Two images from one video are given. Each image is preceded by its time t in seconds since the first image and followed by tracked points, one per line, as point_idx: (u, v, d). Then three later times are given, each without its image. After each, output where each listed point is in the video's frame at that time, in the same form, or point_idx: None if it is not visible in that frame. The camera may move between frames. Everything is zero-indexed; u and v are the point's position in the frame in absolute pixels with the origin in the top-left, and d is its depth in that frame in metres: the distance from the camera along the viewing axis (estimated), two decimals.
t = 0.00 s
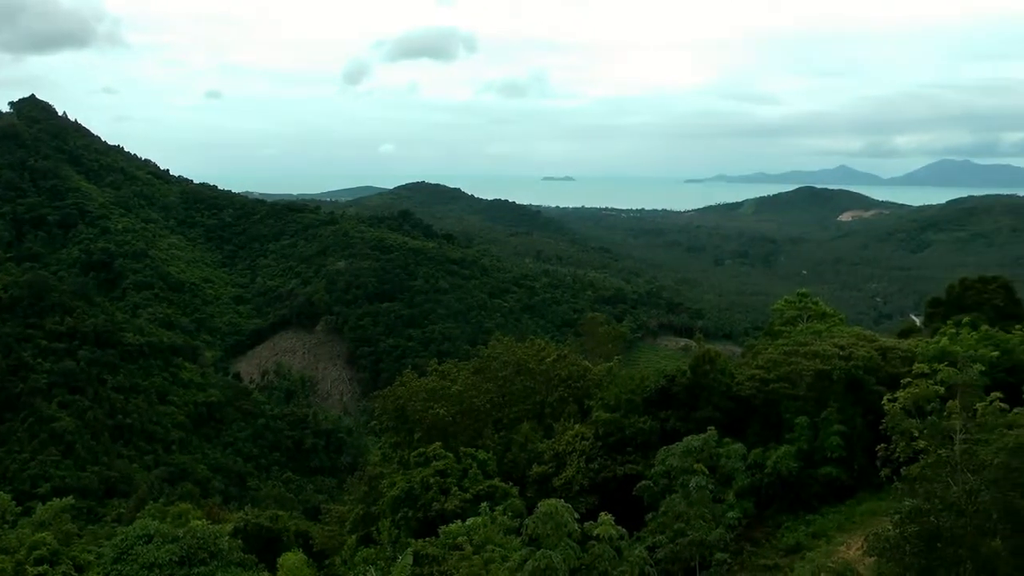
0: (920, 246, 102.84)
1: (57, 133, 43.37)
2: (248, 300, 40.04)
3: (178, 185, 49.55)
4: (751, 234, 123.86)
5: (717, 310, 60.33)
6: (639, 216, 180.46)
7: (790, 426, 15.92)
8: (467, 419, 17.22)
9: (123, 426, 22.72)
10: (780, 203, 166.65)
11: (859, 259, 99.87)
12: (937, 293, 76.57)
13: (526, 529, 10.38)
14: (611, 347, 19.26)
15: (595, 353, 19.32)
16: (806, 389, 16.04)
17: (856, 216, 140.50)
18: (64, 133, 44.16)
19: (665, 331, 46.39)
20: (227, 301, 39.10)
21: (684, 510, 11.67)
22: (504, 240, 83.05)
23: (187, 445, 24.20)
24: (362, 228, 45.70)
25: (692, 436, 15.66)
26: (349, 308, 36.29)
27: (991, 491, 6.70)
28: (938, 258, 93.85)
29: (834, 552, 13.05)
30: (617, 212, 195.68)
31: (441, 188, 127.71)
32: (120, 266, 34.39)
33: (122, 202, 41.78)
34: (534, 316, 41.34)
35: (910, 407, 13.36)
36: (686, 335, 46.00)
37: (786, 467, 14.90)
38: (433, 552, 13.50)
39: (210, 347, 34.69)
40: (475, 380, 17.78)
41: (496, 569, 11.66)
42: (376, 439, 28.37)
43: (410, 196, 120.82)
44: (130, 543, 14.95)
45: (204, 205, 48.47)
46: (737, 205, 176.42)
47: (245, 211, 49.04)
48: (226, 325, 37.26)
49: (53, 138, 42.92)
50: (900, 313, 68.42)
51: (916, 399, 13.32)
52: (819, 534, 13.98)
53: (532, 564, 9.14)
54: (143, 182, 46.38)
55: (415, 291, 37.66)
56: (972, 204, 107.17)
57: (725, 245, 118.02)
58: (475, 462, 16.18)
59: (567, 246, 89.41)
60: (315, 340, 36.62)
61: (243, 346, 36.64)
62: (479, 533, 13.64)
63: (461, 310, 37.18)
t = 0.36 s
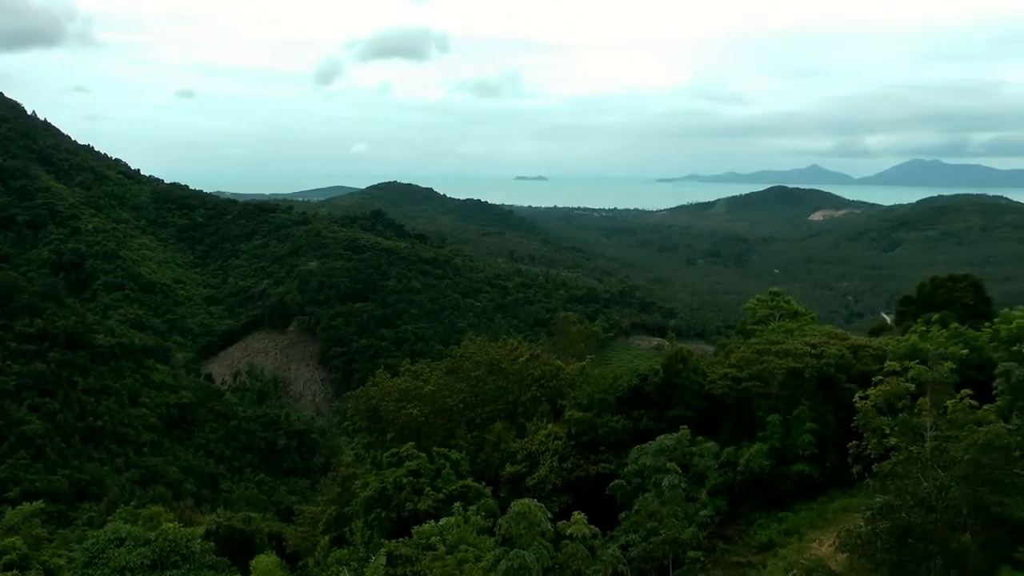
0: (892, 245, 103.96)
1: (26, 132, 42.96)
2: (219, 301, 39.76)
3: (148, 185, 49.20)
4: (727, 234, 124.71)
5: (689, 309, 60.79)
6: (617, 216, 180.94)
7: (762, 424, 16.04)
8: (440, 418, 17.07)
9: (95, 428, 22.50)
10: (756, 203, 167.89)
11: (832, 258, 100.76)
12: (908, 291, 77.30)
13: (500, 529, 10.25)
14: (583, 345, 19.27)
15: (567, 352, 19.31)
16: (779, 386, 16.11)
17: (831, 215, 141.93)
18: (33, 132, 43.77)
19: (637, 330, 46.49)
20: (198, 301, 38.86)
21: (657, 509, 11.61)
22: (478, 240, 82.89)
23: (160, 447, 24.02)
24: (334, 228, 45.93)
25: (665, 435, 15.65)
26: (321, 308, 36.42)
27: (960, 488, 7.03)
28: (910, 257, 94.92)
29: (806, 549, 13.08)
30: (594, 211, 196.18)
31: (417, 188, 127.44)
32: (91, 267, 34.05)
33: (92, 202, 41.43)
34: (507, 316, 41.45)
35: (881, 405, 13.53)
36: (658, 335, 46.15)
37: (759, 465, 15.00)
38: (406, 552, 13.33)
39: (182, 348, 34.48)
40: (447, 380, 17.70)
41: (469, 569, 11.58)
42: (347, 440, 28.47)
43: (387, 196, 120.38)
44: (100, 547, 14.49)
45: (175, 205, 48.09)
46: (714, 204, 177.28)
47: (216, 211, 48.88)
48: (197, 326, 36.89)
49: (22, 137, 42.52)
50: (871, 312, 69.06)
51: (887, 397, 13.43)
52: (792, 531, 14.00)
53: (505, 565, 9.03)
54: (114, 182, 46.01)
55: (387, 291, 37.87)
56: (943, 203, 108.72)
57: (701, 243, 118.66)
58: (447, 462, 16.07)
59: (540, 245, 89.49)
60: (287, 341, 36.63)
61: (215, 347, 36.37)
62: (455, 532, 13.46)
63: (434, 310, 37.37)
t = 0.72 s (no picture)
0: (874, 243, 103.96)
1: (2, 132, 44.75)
2: (197, 301, 41.27)
3: (126, 185, 50.77)
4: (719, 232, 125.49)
5: (671, 308, 61.55)
6: (611, 214, 181.34)
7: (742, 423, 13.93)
8: (420, 419, 15.53)
9: (72, 431, 23.11)
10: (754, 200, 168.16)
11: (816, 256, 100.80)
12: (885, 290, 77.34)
13: (477, 526, 9.01)
14: (563, 345, 19.57)
15: (548, 352, 19.55)
16: (757, 384, 13.92)
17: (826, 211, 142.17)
18: (11, 134, 45.73)
19: (616, 329, 46.86)
20: (176, 302, 40.23)
21: (637, 508, 10.01)
22: (456, 240, 83.38)
23: (138, 449, 24.65)
24: (312, 228, 47.02)
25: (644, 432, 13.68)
26: (299, 309, 37.63)
27: (938, 485, 6.70)
28: (892, 255, 94.80)
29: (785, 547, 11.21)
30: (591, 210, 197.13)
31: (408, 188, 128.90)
32: (68, 268, 35.20)
33: (69, 202, 42.91)
34: (485, 315, 43.04)
35: (859, 405, 10.78)
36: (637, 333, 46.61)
37: (739, 463, 12.95)
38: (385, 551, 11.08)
39: (160, 349, 35.97)
40: (426, 379, 16.22)
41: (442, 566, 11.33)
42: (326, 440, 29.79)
43: (376, 197, 121.43)
44: (78, 549, 14.46)
45: (152, 205, 49.62)
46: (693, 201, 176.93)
47: (194, 211, 50.37)
48: (176, 327, 38.48)
49: None
50: (849, 311, 69.09)
51: (864, 397, 10.75)
52: (771, 529, 12.05)
53: (483, 565, 8.04)
54: (91, 182, 47.64)
55: (365, 291, 39.13)
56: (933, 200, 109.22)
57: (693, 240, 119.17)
58: (427, 461, 14.28)
59: (520, 245, 90.30)
60: (265, 342, 38.17)
61: (194, 348, 38.04)
62: (433, 531, 11.31)
63: (411, 310, 38.66)
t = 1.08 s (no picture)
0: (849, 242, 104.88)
1: None
2: (173, 301, 40.98)
3: (101, 185, 50.26)
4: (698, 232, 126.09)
5: (648, 308, 61.86)
6: (589, 215, 181.54)
7: (718, 422, 13.98)
8: (397, 419, 15.20)
9: (47, 433, 22.78)
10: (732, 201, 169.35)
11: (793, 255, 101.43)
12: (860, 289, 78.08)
13: (454, 528, 8.98)
14: (540, 345, 19.55)
15: (524, 352, 19.54)
16: (734, 383, 13.94)
17: (803, 212, 143.42)
18: None
19: (593, 329, 46.83)
20: (153, 303, 39.88)
21: (614, 506, 9.99)
22: (432, 240, 82.93)
23: (113, 451, 24.41)
24: (289, 228, 46.77)
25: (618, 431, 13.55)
26: (276, 310, 37.38)
27: (914, 481, 6.71)
28: (866, 254, 95.71)
29: (763, 544, 11.25)
30: (570, 210, 197.52)
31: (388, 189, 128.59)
32: (42, 268, 34.72)
33: (43, 202, 42.36)
34: (463, 315, 42.97)
35: (834, 403, 10.83)
36: (615, 333, 46.59)
37: (715, 462, 12.98)
38: (361, 552, 10.36)
39: (136, 350, 35.65)
40: (403, 380, 15.84)
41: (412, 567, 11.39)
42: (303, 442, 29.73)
43: (353, 198, 120.74)
44: (53, 553, 13.60)
45: (127, 205, 49.17)
46: (673, 202, 177.70)
47: (170, 212, 50.01)
48: (152, 328, 38.20)
49: None
50: (825, 309, 69.68)
51: (839, 396, 10.73)
52: (749, 527, 12.08)
53: (460, 565, 7.99)
54: (66, 182, 47.07)
55: (342, 291, 38.99)
56: (907, 200, 110.54)
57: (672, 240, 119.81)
58: (405, 461, 13.87)
59: (497, 245, 90.32)
60: (242, 342, 37.92)
61: (171, 349, 37.73)
62: (410, 533, 10.66)
63: (389, 310, 38.56)
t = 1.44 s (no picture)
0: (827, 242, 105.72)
1: None
2: (153, 302, 40.46)
3: (80, 185, 49.54)
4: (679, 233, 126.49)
5: (629, 308, 61.98)
6: (569, 215, 181.59)
7: (698, 421, 13.95)
8: (377, 419, 15.05)
9: (25, 435, 22.38)
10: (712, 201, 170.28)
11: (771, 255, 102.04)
12: (839, 289, 78.67)
13: (436, 527, 8.80)
14: (520, 345, 19.45)
15: (504, 352, 19.44)
16: (714, 382, 13.92)
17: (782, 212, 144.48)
18: None
19: (574, 329, 46.81)
20: (132, 304, 39.36)
21: (595, 505, 9.92)
22: (410, 240, 82.47)
23: (93, 453, 24.05)
24: (269, 228, 46.40)
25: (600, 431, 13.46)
26: (256, 310, 37.06)
27: (893, 479, 6.71)
28: (845, 254, 96.53)
29: (743, 543, 11.25)
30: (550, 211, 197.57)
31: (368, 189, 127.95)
32: (20, 269, 34.17)
33: (20, 202, 41.67)
34: (443, 315, 42.81)
35: (814, 402, 10.83)
36: (595, 333, 46.57)
37: (695, 461, 12.97)
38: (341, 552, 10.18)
39: (116, 351, 35.19)
40: (383, 381, 15.62)
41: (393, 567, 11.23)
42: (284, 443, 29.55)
43: (332, 198, 119.97)
44: (31, 557, 12.78)
45: (107, 205, 48.52)
46: (653, 202, 178.31)
47: (149, 211, 49.43)
48: (131, 329, 37.71)
49: None
50: (805, 308, 70.13)
51: (818, 394, 10.72)
52: (729, 525, 12.07)
53: (441, 566, 7.83)
54: (45, 182, 46.31)
55: (323, 291, 38.74)
56: (885, 201, 111.66)
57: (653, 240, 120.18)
58: (385, 461, 13.70)
59: (478, 245, 90.12)
60: (222, 343, 37.52)
61: (150, 349, 37.27)
62: (390, 534, 10.32)
63: (370, 310, 38.36)
